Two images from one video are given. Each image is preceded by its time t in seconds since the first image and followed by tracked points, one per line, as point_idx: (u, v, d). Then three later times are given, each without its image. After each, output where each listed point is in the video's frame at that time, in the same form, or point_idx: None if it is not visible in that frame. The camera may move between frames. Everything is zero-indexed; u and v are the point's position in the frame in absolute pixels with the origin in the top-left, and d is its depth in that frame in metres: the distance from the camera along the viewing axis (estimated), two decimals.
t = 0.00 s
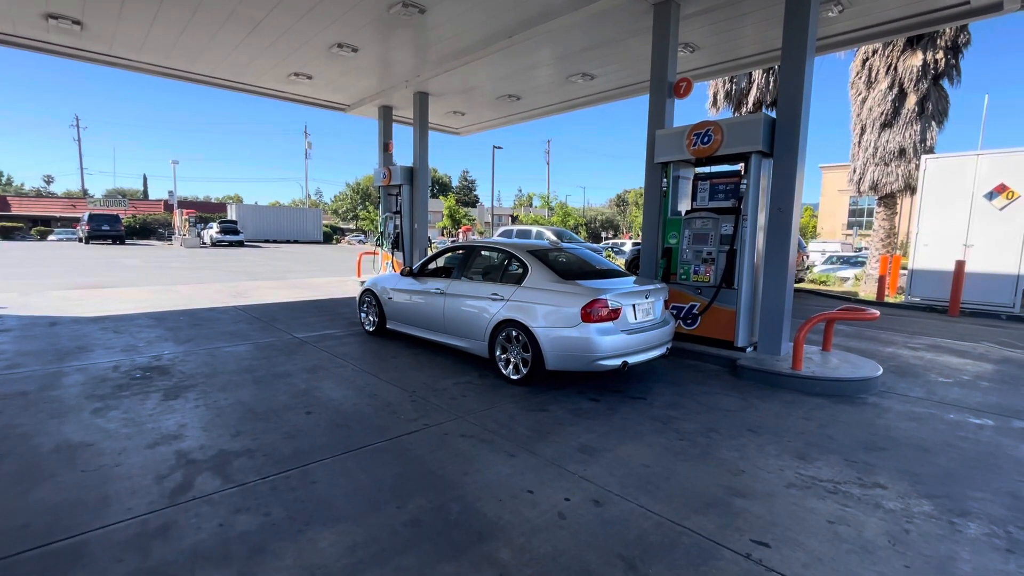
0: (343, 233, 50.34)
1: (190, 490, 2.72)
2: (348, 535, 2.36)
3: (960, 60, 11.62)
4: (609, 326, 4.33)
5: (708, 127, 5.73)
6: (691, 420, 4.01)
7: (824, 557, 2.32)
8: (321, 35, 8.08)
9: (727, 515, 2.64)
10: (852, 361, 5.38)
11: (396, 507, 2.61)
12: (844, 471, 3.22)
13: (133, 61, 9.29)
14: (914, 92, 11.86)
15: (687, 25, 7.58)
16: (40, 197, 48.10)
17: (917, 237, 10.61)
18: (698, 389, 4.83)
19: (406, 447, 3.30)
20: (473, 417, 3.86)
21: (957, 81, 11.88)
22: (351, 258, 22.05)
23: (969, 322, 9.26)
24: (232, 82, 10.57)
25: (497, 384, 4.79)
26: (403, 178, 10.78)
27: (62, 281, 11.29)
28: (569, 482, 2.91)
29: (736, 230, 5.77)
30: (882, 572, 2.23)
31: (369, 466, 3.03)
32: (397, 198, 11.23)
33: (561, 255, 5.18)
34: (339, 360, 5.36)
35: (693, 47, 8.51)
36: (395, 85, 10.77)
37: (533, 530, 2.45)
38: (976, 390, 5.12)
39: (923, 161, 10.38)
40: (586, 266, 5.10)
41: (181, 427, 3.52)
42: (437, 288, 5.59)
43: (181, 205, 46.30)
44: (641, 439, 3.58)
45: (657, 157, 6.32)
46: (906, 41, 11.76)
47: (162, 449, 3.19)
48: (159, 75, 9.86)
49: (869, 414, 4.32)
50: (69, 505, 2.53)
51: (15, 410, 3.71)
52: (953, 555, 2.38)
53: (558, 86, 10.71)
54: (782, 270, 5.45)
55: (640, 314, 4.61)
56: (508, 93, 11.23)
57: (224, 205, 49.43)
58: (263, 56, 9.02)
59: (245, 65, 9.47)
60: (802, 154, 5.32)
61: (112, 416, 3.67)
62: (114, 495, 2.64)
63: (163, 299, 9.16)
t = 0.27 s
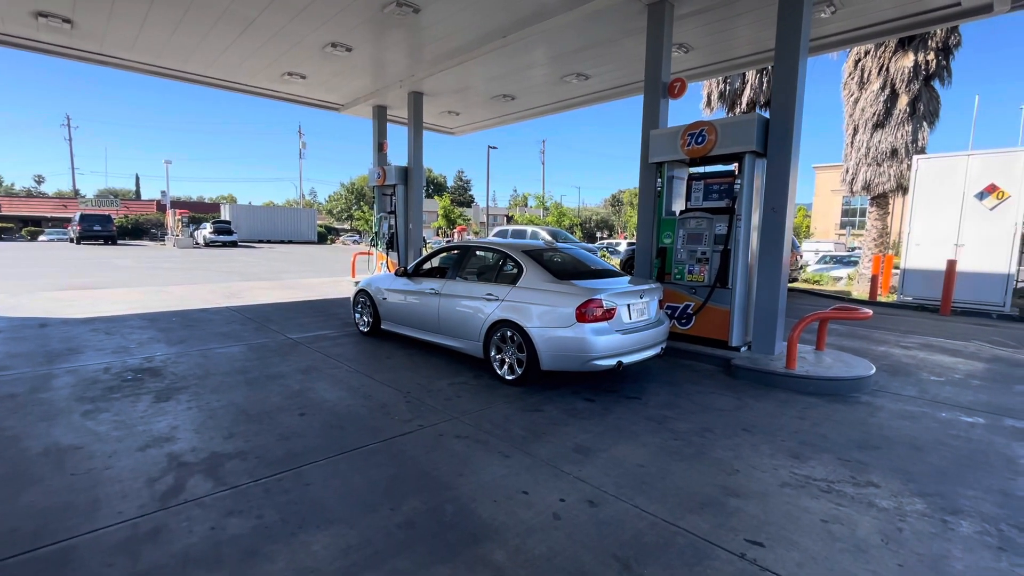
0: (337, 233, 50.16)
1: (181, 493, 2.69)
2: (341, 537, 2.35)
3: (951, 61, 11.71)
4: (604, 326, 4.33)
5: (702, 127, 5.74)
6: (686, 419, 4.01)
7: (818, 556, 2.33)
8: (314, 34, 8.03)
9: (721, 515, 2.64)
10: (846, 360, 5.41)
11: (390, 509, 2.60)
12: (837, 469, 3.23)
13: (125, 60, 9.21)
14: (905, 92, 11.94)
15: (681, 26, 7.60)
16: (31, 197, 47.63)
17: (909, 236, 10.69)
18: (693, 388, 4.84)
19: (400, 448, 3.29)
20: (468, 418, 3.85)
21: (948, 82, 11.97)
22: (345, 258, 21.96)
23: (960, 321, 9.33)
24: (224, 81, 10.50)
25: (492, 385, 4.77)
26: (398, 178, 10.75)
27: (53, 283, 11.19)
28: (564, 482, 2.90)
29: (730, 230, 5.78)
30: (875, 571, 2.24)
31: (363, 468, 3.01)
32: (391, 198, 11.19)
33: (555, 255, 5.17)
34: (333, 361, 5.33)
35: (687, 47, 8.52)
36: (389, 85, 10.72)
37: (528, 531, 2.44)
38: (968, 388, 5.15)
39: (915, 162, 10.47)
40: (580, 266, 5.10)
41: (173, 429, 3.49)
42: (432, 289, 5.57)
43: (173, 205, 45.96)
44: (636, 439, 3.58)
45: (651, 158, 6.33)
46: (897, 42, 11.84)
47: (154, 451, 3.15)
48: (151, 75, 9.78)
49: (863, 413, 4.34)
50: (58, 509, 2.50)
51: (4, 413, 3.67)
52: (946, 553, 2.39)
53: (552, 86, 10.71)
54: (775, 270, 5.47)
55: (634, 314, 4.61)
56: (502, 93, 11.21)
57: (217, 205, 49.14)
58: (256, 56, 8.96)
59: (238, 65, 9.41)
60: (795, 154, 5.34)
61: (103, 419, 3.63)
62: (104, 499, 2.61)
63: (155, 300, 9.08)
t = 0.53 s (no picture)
0: (333, 233, 50.01)
1: (176, 495, 2.67)
2: (338, 539, 2.34)
3: (944, 61, 11.79)
4: (600, 326, 4.34)
5: (697, 127, 5.76)
6: (683, 418, 4.02)
7: (814, 554, 2.33)
8: (309, 33, 8.00)
9: (718, 514, 2.65)
10: (840, 359, 5.44)
11: (387, 509, 2.59)
12: (832, 468, 3.25)
13: (118, 59, 9.15)
14: (899, 92, 12.01)
15: (677, 26, 7.61)
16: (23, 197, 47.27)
17: (903, 236, 10.75)
18: (689, 387, 4.85)
19: (397, 448, 3.28)
20: (464, 418, 3.84)
21: (941, 82, 12.05)
22: (341, 258, 21.89)
23: (954, 320, 9.40)
24: (219, 81, 10.45)
25: (489, 385, 4.77)
26: (393, 178, 10.73)
27: (45, 283, 11.10)
28: (561, 482, 2.90)
29: (726, 230, 5.80)
30: (871, 568, 2.25)
31: (359, 469, 3.00)
32: (387, 198, 11.16)
33: (552, 254, 5.17)
34: (329, 361, 5.31)
35: (683, 47, 8.54)
36: (385, 84, 10.69)
37: (526, 531, 2.44)
38: (961, 387, 5.19)
39: (908, 161, 10.53)
40: (576, 266, 5.10)
41: (168, 430, 3.47)
42: (428, 289, 5.56)
43: (167, 205, 45.71)
44: (633, 439, 3.59)
45: (647, 157, 6.34)
46: (891, 42, 11.90)
47: (148, 453, 3.13)
48: (144, 74, 9.72)
49: (858, 411, 4.37)
50: (51, 511, 2.48)
51: None
52: (940, 551, 2.41)
53: (548, 85, 10.71)
54: (771, 269, 5.49)
55: (631, 314, 4.62)
56: (499, 93, 11.21)
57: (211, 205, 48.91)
58: (250, 55, 8.92)
59: (233, 64, 9.37)
60: (790, 154, 5.36)
61: (96, 420, 3.60)
62: (98, 501, 2.59)
63: (149, 300, 9.03)
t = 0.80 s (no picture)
0: (331, 233, 49.94)
1: (175, 496, 2.66)
2: (338, 540, 2.33)
3: (940, 61, 11.83)
4: (600, 325, 4.34)
5: (696, 127, 5.76)
6: (682, 418, 4.02)
7: (814, 554, 2.34)
8: (307, 33, 7.99)
9: (718, 513, 2.65)
10: (839, 358, 5.45)
11: (387, 510, 2.58)
12: (832, 467, 3.25)
13: (115, 59, 9.12)
14: (896, 92, 12.05)
15: (674, 26, 7.62)
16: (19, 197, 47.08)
17: (900, 235, 10.79)
18: (688, 387, 4.86)
19: (396, 449, 3.27)
20: (464, 418, 3.83)
21: (937, 82, 12.09)
22: (339, 258, 21.86)
23: (951, 319, 9.43)
24: (216, 81, 10.43)
25: (488, 385, 4.76)
26: (391, 178, 10.71)
27: (41, 284, 11.06)
28: (561, 482, 2.90)
29: (724, 229, 5.80)
30: (871, 567, 2.25)
31: (359, 470, 3.00)
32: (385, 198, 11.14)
33: (550, 254, 5.17)
34: (328, 362, 5.30)
35: (681, 47, 8.54)
36: (383, 84, 10.67)
37: (526, 531, 2.43)
38: (959, 385, 5.21)
39: (905, 161, 10.56)
40: (575, 266, 5.10)
41: (166, 432, 3.46)
42: (427, 289, 5.55)
43: (163, 205, 45.57)
44: (633, 438, 3.59)
45: (646, 157, 6.34)
46: (887, 42, 11.94)
47: (146, 454, 3.12)
48: (141, 74, 9.68)
49: (856, 410, 4.38)
50: (48, 514, 2.46)
51: None
52: (940, 549, 2.41)
53: (546, 85, 10.71)
54: (769, 269, 5.50)
55: (630, 313, 4.62)
56: (497, 93, 11.20)
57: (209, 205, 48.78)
58: (248, 55, 8.90)
59: (230, 64, 9.34)
60: (788, 153, 5.38)
61: (94, 422, 3.58)
62: (97, 503, 2.58)
63: (146, 301, 8.99)
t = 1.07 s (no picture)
0: (330, 233, 49.88)
1: (176, 498, 2.65)
2: (340, 541, 2.32)
3: (939, 61, 11.84)
4: (600, 326, 4.33)
5: (696, 127, 5.77)
6: (683, 418, 4.01)
7: (817, 554, 2.33)
8: (306, 33, 7.97)
9: (721, 514, 2.64)
10: (839, 358, 5.45)
11: (388, 511, 2.58)
12: (834, 467, 3.25)
13: (114, 59, 9.10)
14: (895, 92, 12.06)
15: (674, 26, 7.62)
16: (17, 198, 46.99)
17: (899, 235, 10.79)
18: (688, 387, 4.85)
19: (397, 450, 3.26)
20: (465, 419, 3.83)
21: (936, 82, 12.10)
22: (338, 259, 21.83)
23: (950, 319, 9.45)
24: (215, 81, 10.41)
25: (489, 385, 4.76)
26: (391, 179, 10.70)
27: (40, 285, 11.03)
28: (563, 483, 2.90)
29: (725, 229, 5.80)
30: (874, 567, 2.25)
31: (360, 471, 2.99)
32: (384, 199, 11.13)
33: (550, 254, 5.17)
34: (328, 363, 5.29)
35: (680, 48, 8.55)
36: (382, 84, 10.66)
37: (528, 532, 2.43)
38: (959, 385, 5.21)
39: (904, 161, 10.57)
40: (575, 266, 5.09)
41: (167, 433, 3.45)
42: (427, 289, 5.55)
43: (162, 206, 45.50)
44: (634, 439, 3.58)
45: (646, 157, 6.34)
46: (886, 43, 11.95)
47: (147, 456, 3.11)
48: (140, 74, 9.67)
49: (857, 410, 4.37)
50: (49, 516, 2.45)
51: None
52: (943, 549, 2.41)
53: (546, 86, 10.70)
54: (770, 268, 5.49)
55: (631, 313, 4.62)
56: (496, 93, 11.19)
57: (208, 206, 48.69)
58: (246, 55, 8.89)
59: (230, 64, 9.33)
60: (788, 153, 5.38)
61: (94, 423, 3.57)
62: (97, 505, 2.57)
63: (145, 302, 8.97)
